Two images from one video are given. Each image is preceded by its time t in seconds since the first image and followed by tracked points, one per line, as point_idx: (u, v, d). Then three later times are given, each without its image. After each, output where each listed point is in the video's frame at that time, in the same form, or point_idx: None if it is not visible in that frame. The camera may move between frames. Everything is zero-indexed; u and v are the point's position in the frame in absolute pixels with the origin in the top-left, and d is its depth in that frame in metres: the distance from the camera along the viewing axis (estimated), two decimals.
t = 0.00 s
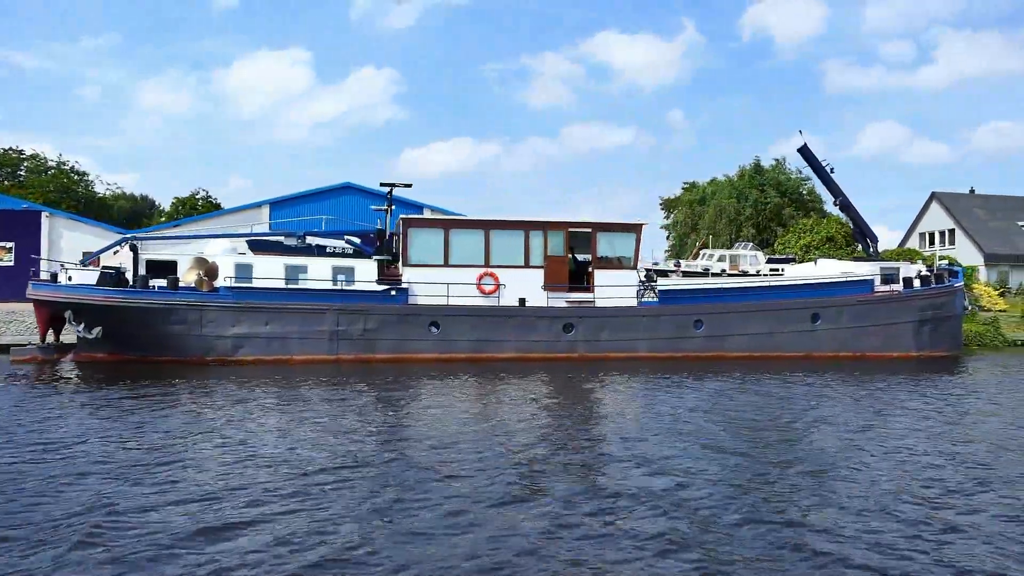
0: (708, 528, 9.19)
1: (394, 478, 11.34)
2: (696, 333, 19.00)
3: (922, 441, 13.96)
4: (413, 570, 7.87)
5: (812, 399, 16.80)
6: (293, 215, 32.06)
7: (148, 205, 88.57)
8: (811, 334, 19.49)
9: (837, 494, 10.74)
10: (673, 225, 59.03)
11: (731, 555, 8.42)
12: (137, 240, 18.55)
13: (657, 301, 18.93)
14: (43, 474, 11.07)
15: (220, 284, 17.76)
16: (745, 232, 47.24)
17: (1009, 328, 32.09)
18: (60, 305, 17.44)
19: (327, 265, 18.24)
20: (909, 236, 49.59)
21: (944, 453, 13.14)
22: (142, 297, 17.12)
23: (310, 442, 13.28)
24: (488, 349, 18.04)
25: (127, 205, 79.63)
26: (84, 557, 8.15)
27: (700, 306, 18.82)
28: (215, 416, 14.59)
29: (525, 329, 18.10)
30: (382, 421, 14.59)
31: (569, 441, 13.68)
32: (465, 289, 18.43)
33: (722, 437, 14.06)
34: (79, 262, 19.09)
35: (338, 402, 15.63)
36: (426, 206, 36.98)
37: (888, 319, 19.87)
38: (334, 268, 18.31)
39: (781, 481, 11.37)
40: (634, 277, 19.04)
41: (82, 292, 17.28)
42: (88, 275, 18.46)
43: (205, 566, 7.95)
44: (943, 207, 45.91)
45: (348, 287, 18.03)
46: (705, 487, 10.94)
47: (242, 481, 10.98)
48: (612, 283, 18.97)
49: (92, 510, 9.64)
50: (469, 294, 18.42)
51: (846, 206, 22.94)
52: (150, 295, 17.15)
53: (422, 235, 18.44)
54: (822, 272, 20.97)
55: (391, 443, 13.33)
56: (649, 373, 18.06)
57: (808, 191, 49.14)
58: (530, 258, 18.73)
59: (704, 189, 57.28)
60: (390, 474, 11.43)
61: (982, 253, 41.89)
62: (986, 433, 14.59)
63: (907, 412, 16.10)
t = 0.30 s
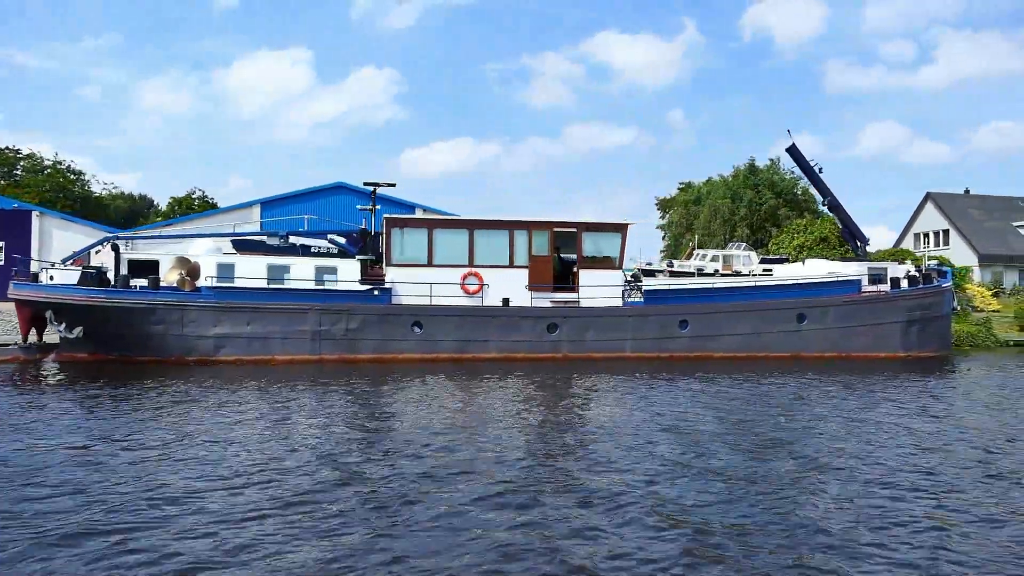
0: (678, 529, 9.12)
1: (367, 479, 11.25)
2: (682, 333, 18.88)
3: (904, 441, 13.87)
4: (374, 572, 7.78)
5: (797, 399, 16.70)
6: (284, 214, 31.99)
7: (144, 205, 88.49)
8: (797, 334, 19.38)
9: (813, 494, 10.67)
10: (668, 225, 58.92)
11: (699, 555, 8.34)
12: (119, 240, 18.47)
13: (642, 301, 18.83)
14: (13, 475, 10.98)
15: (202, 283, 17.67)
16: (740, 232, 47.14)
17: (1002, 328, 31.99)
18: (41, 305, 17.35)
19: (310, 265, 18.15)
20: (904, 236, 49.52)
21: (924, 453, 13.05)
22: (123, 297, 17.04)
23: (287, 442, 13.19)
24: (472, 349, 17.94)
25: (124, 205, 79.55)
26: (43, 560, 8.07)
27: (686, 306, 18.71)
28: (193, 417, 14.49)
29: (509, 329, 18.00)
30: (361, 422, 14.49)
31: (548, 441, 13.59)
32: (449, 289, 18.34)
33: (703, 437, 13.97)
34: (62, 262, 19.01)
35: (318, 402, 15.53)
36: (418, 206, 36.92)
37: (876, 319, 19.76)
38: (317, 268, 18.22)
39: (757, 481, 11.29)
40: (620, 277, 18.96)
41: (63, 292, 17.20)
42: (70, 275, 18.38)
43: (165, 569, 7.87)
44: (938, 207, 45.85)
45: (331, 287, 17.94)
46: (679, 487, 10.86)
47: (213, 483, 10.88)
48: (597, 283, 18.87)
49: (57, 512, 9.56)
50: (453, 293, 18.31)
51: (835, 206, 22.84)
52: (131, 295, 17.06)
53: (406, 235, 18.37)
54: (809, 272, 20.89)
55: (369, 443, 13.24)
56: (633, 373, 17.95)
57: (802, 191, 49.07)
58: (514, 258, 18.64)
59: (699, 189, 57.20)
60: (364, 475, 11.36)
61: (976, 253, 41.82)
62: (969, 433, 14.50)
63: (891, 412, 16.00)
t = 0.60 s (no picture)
0: (647, 535, 9.03)
1: (337, 480, 11.15)
2: (666, 333, 18.79)
3: (884, 444, 13.80)
4: None
5: (779, 401, 16.62)
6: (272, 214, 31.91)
7: (140, 204, 88.34)
8: (782, 334, 19.26)
9: (787, 500, 10.58)
10: (662, 225, 58.85)
11: (665, 563, 8.26)
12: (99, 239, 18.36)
13: (626, 301, 18.73)
14: None
15: (182, 283, 17.57)
16: (732, 232, 47.07)
17: (991, 329, 31.98)
18: (19, 304, 17.24)
19: (291, 264, 18.07)
20: (897, 236, 49.48)
21: (903, 457, 12.97)
22: (102, 296, 16.94)
23: (261, 442, 13.09)
24: (454, 349, 17.85)
25: (119, 203, 79.42)
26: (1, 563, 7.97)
27: (670, 306, 18.62)
28: (169, 417, 14.39)
29: (491, 329, 17.91)
30: (338, 422, 14.39)
31: (525, 442, 13.49)
32: (431, 289, 18.24)
33: (682, 439, 13.89)
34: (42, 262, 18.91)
35: (297, 402, 15.43)
36: (409, 205, 36.83)
37: (861, 319, 19.66)
38: (298, 267, 18.12)
39: (731, 486, 11.21)
40: (604, 277, 18.86)
41: (41, 291, 17.09)
42: (50, 274, 18.27)
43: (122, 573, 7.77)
44: (930, 207, 45.83)
45: (312, 287, 17.84)
46: (652, 491, 10.77)
47: (181, 484, 10.78)
48: (581, 283, 18.79)
49: (20, 513, 9.45)
50: (435, 294, 18.21)
51: (822, 206, 22.76)
52: (110, 295, 16.95)
53: (388, 235, 18.29)
54: (795, 273, 20.82)
55: (344, 444, 13.14)
56: (616, 373, 17.86)
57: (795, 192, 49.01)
58: (497, 258, 18.54)
59: (693, 189, 57.13)
60: (335, 476, 11.26)
61: (968, 254, 41.80)
62: (949, 437, 14.42)
63: (873, 414, 15.92)
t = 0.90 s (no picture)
0: (614, 537, 8.93)
1: (305, 480, 11.04)
2: (648, 334, 18.69)
3: (861, 445, 13.73)
4: None
5: (760, 402, 16.53)
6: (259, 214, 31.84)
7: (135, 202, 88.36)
8: (764, 335, 19.18)
9: (759, 502, 10.49)
10: (654, 225, 58.77)
11: (630, 565, 8.15)
12: (78, 238, 18.27)
13: (608, 302, 18.65)
14: None
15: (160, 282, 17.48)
16: (723, 233, 47.07)
17: (980, 331, 31.99)
18: None
19: (271, 263, 17.96)
20: (888, 238, 49.52)
21: (880, 459, 12.88)
22: (79, 295, 16.82)
23: (233, 441, 12.99)
24: (434, 349, 17.75)
25: (112, 202, 79.23)
26: None
27: (651, 306, 18.53)
28: (142, 415, 14.27)
29: (471, 329, 17.82)
30: (313, 422, 14.28)
31: (500, 442, 13.40)
32: (412, 289, 18.14)
33: (659, 439, 13.80)
34: (20, 261, 18.80)
35: (273, 402, 15.32)
36: (398, 205, 36.76)
37: (844, 320, 19.59)
38: (278, 267, 18.02)
39: (702, 487, 11.14)
40: (586, 277, 18.77)
41: (18, 290, 16.98)
42: (28, 272, 18.16)
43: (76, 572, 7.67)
44: (921, 209, 45.87)
45: (291, 286, 17.73)
46: (623, 492, 10.68)
47: (148, 483, 10.67)
48: (562, 283, 18.70)
49: None
50: (416, 293, 18.12)
51: (807, 207, 22.70)
52: (87, 293, 16.84)
53: (369, 234, 18.23)
54: (779, 273, 20.76)
55: (316, 443, 13.04)
56: (597, 374, 17.77)
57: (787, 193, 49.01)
58: (479, 258, 18.44)
59: (686, 190, 57.15)
60: (304, 476, 11.15)
61: (958, 255, 41.84)
62: (929, 438, 14.34)
63: (853, 415, 15.86)
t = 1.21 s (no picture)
0: (574, 536, 8.84)
1: (268, 479, 10.93)
2: (625, 334, 18.60)
3: (833, 445, 13.68)
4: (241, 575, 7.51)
5: (735, 402, 16.47)
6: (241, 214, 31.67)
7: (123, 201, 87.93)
8: (742, 336, 19.12)
9: (725, 501, 10.39)
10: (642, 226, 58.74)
11: (586, 566, 8.04)
12: (50, 236, 18.10)
13: (585, 302, 18.54)
14: None
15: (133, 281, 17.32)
16: (710, 234, 47.09)
17: (962, 332, 32.05)
18: None
19: (245, 262, 17.80)
20: (874, 239, 49.63)
21: (851, 459, 12.81)
22: (50, 294, 16.65)
23: (200, 441, 12.85)
24: (409, 349, 17.63)
25: (100, 201, 78.80)
26: None
27: (629, 306, 18.44)
28: (110, 414, 14.11)
29: (447, 328, 17.71)
30: (284, 421, 14.14)
31: (470, 441, 13.29)
32: (387, 288, 18.03)
33: (631, 440, 13.72)
34: None
35: (244, 401, 15.17)
36: (383, 205, 36.63)
37: (823, 320, 19.55)
38: (252, 266, 17.88)
39: (669, 486, 11.07)
40: (564, 276, 18.70)
41: None
42: None
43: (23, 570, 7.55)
44: (907, 210, 45.99)
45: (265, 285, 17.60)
46: (589, 492, 10.58)
47: (108, 481, 10.54)
48: (539, 283, 18.60)
49: None
50: (391, 293, 18.01)
51: (787, 207, 22.68)
52: (58, 292, 16.68)
53: (345, 233, 18.10)
54: (758, 273, 20.71)
55: (284, 442, 12.91)
56: (573, 374, 17.68)
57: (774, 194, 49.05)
58: (455, 257, 18.33)
59: (674, 191, 57.18)
60: (267, 476, 11.01)
61: (943, 256, 41.95)
62: (902, 439, 14.28)
63: (828, 415, 15.81)
